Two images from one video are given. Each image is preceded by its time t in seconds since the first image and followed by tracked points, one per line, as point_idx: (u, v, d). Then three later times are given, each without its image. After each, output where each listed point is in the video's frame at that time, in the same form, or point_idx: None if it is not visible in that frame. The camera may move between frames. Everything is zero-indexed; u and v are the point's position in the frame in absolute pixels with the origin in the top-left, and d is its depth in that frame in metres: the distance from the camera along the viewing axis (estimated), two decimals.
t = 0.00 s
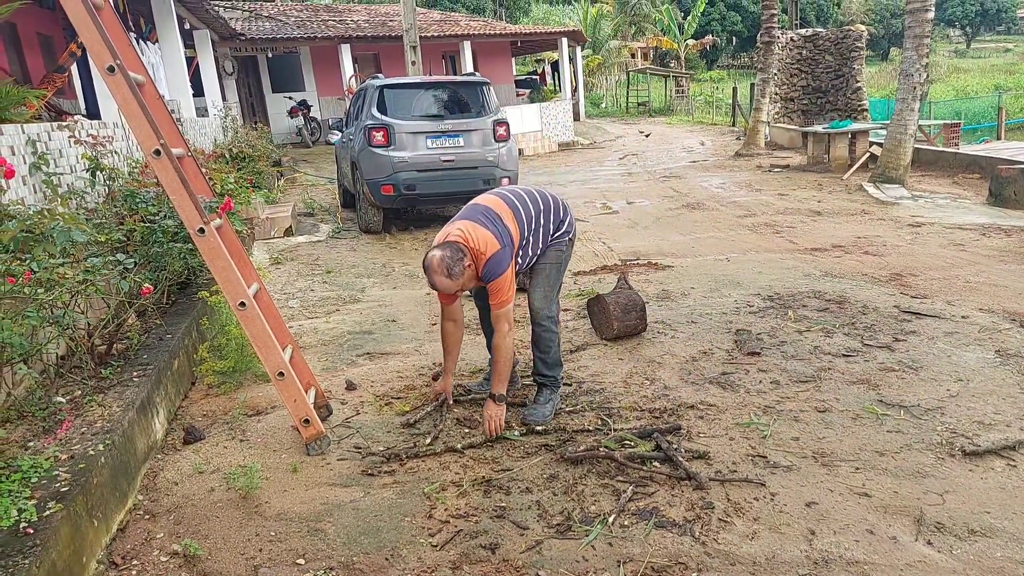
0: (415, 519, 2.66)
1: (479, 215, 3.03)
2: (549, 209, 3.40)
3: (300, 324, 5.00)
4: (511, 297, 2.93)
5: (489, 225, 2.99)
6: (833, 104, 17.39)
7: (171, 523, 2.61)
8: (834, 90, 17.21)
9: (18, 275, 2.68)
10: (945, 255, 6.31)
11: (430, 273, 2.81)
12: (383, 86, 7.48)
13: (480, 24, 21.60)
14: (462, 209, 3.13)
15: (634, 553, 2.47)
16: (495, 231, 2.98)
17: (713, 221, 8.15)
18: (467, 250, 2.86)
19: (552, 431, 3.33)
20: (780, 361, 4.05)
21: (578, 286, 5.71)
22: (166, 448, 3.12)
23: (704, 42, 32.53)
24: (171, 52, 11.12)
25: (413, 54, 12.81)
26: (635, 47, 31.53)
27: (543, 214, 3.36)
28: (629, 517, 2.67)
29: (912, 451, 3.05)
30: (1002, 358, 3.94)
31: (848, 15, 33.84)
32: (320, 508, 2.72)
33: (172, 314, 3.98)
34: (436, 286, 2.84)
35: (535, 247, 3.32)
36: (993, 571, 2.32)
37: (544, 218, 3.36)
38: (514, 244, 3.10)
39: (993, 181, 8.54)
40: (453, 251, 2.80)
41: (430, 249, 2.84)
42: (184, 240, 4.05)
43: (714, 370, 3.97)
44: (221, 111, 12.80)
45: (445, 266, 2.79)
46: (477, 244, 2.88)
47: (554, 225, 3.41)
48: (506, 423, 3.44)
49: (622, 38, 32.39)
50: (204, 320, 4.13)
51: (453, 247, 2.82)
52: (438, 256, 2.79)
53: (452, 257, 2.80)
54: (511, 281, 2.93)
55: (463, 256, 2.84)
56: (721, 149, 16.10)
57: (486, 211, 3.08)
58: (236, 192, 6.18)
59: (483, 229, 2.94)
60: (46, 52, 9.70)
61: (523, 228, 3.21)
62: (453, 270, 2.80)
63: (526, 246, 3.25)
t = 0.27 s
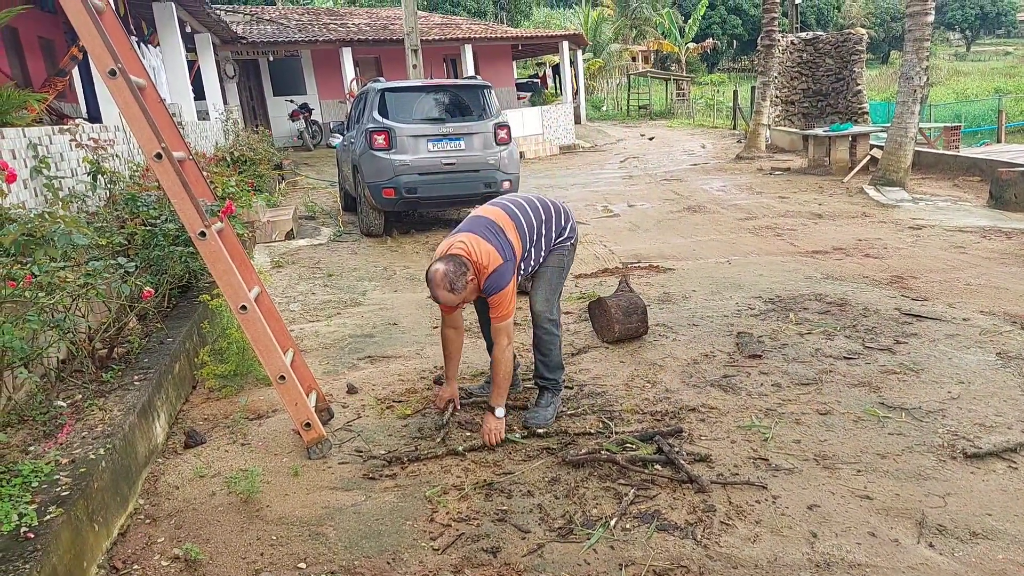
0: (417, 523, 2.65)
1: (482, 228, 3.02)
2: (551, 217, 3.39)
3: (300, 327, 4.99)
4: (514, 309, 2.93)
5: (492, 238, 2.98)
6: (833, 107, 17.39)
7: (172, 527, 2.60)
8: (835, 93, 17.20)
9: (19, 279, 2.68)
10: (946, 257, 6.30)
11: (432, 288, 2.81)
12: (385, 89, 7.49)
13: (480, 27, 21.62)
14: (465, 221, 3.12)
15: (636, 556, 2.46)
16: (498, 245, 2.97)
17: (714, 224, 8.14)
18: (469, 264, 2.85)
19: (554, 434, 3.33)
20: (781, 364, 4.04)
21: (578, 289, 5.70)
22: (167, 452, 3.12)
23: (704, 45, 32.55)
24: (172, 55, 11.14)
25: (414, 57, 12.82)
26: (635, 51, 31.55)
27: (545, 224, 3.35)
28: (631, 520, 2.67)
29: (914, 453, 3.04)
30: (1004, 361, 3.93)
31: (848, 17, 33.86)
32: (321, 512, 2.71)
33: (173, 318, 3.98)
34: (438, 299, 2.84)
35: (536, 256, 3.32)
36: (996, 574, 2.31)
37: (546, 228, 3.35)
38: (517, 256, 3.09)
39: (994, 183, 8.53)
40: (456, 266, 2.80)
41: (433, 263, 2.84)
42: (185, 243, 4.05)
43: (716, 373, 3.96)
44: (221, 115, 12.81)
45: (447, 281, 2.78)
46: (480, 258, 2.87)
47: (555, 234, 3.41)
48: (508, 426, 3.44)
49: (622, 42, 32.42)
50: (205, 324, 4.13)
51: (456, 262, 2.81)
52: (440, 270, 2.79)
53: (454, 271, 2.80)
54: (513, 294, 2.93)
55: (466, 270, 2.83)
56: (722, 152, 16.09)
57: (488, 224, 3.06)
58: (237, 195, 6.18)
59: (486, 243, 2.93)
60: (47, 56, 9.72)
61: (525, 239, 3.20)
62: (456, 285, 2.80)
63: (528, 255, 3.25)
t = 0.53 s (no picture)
0: (418, 527, 2.65)
1: (481, 225, 3.04)
2: (549, 216, 3.40)
3: (301, 332, 4.99)
4: (516, 303, 2.94)
5: (491, 235, 2.99)
6: (832, 108, 17.41)
7: (173, 533, 2.60)
8: (833, 94, 17.22)
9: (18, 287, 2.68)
10: (945, 257, 6.30)
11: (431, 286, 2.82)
12: (383, 93, 7.50)
13: (479, 31, 21.65)
14: (464, 220, 3.13)
15: (637, 558, 2.46)
16: (498, 241, 2.98)
17: (713, 226, 8.15)
18: (468, 261, 2.87)
19: (555, 437, 3.33)
20: (782, 365, 4.04)
21: (578, 291, 5.71)
22: (167, 458, 3.12)
23: (703, 47, 32.61)
24: (171, 61, 11.16)
25: (413, 61, 12.83)
26: (633, 53, 31.59)
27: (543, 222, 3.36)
28: (632, 523, 2.66)
29: (915, 453, 3.04)
30: (1004, 360, 3.92)
31: (846, 18, 33.92)
32: (322, 517, 2.71)
33: (173, 323, 3.98)
34: (439, 297, 2.85)
35: (537, 254, 3.34)
36: (996, 573, 2.30)
37: (544, 226, 3.37)
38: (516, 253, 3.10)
39: (992, 183, 8.53)
40: (455, 263, 2.81)
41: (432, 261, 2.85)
42: (184, 249, 4.05)
43: (716, 374, 3.96)
44: (220, 120, 12.83)
45: (445, 278, 2.80)
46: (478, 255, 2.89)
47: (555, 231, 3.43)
48: (508, 429, 3.43)
49: (620, 44, 32.47)
50: (205, 329, 4.13)
51: (455, 259, 2.83)
52: (440, 268, 2.80)
53: (453, 268, 2.81)
54: (516, 287, 2.93)
55: (464, 267, 2.85)
56: (721, 153, 16.11)
57: (487, 221, 3.08)
58: (236, 200, 6.19)
59: (485, 239, 2.95)
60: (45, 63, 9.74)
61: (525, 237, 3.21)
62: (456, 282, 2.81)
63: (528, 252, 3.26)
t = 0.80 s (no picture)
0: (419, 527, 2.66)
1: (482, 212, 3.06)
2: (549, 208, 3.41)
3: (303, 333, 5.01)
4: (518, 286, 2.95)
5: (492, 221, 3.01)
6: (834, 109, 17.41)
7: (175, 533, 2.61)
8: (836, 95, 17.23)
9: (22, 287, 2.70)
10: (948, 259, 6.30)
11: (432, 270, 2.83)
12: (384, 95, 7.51)
13: (481, 32, 21.68)
14: (464, 209, 3.15)
15: (639, 560, 2.47)
16: (498, 227, 3.01)
17: (715, 227, 8.16)
18: (469, 246, 2.88)
19: (556, 438, 3.34)
20: (783, 367, 4.05)
21: (580, 293, 5.72)
22: (170, 458, 3.13)
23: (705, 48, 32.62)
24: (173, 63, 11.19)
25: (415, 63, 12.85)
26: (635, 54, 31.61)
27: (544, 213, 3.37)
28: (633, 524, 2.67)
29: (917, 455, 3.04)
30: (1006, 362, 3.93)
31: (848, 19, 33.91)
32: (325, 517, 2.72)
33: (176, 324, 4.00)
34: (439, 281, 2.86)
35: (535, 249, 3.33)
36: None
37: (545, 218, 3.37)
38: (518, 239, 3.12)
39: (995, 184, 8.53)
40: (456, 247, 2.82)
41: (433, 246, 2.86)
42: (187, 250, 4.06)
43: (717, 376, 3.97)
44: (223, 122, 12.86)
45: (446, 262, 2.80)
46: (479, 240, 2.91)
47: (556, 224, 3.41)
48: (510, 430, 3.44)
49: (622, 45, 32.50)
50: (207, 330, 4.15)
51: (455, 243, 2.83)
52: (440, 251, 2.81)
53: (455, 252, 2.82)
54: (520, 271, 2.95)
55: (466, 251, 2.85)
56: (723, 154, 16.12)
57: (487, 209, 3.10)
58: (239, 202, 6.20)
59: (486, 225, 2.96)
60: (48, 65, 9.77)
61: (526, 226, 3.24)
62: (458, 265, 2.82)
63: (530, 241, 3.27)
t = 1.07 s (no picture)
0: (420, 527, 2.66)
1: (485, 193, 3.15)
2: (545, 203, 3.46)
3: (305, 333, 5.01)
4: (524, 262, 3.01)
5: (495, 200, 3.09)
6: (837, 110, 17.39)
7: (177, 532, 2.61)
8: (839, 96, 17.21)
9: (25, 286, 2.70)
10: (951, 260, 6.29)
11: (439, 246, 2.89)
12: (386, 95, 7.52)
13: (483, 32, 21.67)
14: (467, 191, 3.23)
15: (639, 560, 2.47)
16: (503, 205, 3.08)
17: (717, 228, 8.15)
18: (475, 223, 2.95)
19: (557, 439, 3.34)
20: (785, 368, 4.04)
21: (581, 293, 5.72)
22: (172, 457, 3.13)
23: (708, 48, 32.60)
24: (176, 63, 11.20)
25: (417, 63, 12.85)
26: (638, 55, 31.58)
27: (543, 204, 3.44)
28: (634, 524, 2.67)
29: (919, 457, 3.04)
30: (1010, 364, 3.92)
31: (851, 20, 33.87)
32: (326, 516, 2.72)
33: (177, 324, 4.01)
34: (447, 256, 2.92)
35: (536, 240, 3.37)
36: None
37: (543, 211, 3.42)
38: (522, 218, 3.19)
39: (998, 186, 8.52)
40: (463, 222, 2.90)
41: (439, 223, 2.93)
42: (189, 250, 4.06)
43: (719, 377, 3.97)
44: (225, 122, 12.88)
45: (455, 237, 2.87)
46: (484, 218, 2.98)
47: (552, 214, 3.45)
48: (511, 431, 3.45)
49: (625, 46, 32.50)
50: (208, 330, 4.15)
51: (462, 219, 2.91)
52: (449, 226, 2.88)
53: (463, 227, 2.89)
54: (526, 246, 3.02)
55: (473, 228, 2.92)
56: (725, 155, 16.11)
57: (490, 190, 3.19)
58: (240, 201, 6.21)
59: (489, 203, 3.04)
60: (51, 64, 9.79)
61: (526, 208, 3.31)
62: (466, 239, 2.89)
63: (533, 223, 3.33)
